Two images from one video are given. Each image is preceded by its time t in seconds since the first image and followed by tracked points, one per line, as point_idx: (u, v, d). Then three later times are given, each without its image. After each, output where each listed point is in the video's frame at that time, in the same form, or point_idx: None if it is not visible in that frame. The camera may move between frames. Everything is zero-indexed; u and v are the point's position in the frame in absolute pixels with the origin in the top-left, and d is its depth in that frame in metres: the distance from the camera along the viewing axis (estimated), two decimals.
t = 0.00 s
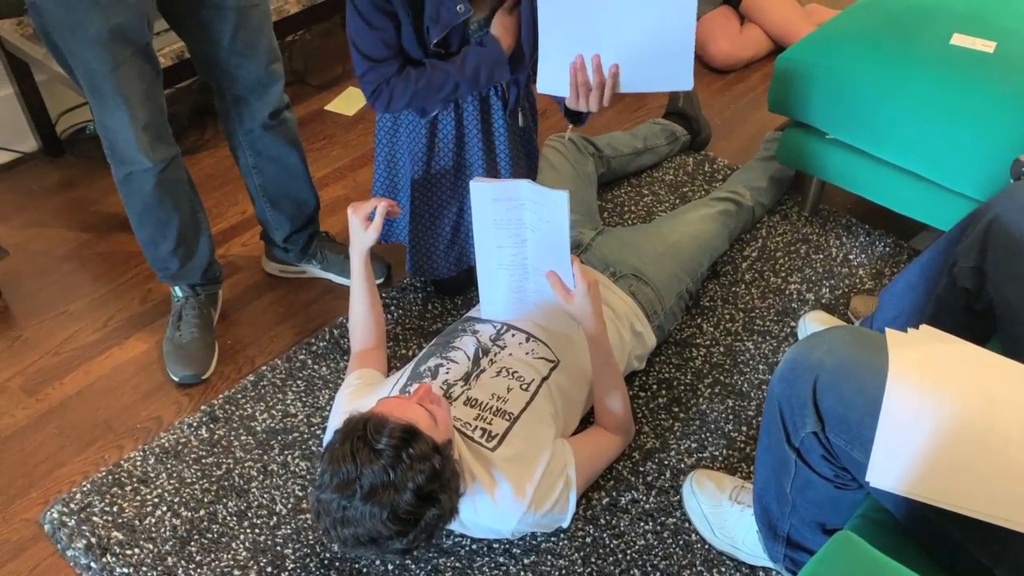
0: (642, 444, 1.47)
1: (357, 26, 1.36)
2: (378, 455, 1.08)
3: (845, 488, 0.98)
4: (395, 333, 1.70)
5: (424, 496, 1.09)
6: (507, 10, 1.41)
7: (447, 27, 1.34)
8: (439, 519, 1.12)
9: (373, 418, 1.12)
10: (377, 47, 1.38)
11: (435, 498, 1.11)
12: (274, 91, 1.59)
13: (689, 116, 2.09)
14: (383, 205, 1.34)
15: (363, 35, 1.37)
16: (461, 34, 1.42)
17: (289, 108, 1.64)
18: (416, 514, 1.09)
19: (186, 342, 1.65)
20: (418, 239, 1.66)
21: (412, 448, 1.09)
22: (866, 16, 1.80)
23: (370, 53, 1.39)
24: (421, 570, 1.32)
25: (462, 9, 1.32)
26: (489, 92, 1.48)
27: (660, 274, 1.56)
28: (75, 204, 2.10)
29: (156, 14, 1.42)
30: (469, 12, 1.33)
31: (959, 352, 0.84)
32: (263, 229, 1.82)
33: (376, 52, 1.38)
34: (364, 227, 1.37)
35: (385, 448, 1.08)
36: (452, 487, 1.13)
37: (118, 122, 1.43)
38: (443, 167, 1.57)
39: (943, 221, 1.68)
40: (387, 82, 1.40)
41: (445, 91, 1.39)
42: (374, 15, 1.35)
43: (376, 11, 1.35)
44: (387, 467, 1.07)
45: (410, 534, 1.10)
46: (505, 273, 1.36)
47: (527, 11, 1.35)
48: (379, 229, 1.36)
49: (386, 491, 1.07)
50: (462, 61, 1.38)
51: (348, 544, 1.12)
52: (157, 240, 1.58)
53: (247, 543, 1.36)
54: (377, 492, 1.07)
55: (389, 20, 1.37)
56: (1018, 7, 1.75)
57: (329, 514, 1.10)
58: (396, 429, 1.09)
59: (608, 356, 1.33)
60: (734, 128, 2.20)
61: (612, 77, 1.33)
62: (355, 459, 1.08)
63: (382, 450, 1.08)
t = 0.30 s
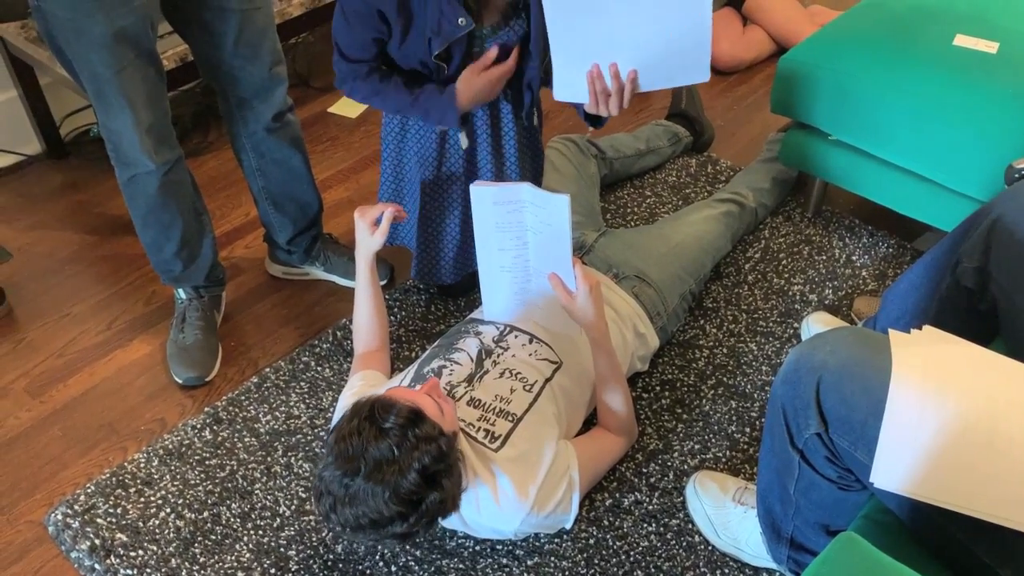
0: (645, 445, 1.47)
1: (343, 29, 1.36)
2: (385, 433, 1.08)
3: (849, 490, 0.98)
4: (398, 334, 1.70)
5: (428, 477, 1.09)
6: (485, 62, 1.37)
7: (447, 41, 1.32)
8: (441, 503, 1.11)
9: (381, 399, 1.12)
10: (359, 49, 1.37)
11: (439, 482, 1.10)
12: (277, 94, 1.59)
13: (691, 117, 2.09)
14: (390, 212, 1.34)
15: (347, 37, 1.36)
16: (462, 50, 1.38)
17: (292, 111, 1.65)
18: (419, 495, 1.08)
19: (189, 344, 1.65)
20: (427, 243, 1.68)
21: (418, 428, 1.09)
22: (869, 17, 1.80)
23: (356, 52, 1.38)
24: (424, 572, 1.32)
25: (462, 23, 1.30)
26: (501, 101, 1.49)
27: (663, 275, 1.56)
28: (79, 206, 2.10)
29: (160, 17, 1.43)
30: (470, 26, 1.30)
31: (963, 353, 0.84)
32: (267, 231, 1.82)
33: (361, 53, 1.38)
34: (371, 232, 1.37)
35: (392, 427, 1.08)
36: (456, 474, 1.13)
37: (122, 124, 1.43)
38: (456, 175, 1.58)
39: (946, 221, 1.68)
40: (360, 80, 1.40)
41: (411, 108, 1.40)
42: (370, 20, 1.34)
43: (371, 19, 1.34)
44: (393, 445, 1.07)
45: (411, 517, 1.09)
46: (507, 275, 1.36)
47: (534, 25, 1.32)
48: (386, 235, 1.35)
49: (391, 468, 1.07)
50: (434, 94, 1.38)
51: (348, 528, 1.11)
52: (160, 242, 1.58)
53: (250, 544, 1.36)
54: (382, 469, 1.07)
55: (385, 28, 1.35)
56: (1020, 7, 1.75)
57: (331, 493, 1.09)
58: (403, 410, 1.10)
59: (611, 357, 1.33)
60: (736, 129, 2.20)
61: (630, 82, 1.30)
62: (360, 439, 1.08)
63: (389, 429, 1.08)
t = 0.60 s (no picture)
0: (647, 447, 1.47)
1: (351, 24, 1.35)
2: (388, 429, 1.08)
3: (852, 492, 0.98)
4: (400, 337, 1.70)
5: (430, 473, 1.09)
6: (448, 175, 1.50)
7: (451, 58, 1.29)
8: (442, 500, 1.10)
9: (384, 395, 1.12)
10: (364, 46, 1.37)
11: (440, 479, 1.10)
12: (279, 96, 1.60)
13: (693, 119, 2.10)
14: (398, 221, 1.33)
15: (353, 34, 1.35)
16: (470, 71, 1.36)
17: (294, 113, 1.65)
18: (421, 491, 1.08)
19: (192, 346, 1.65)
20: (439, 252, 1.69)
21: (421, 424, 1.09)
22: (871, 19, 1.79)
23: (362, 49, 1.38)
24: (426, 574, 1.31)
25: (468, 42, 1.28)
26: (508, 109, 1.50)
27: (665, 277, 1.56)
28: (81, 208, 2.11)
29: (163, 19, 1.43)
30: (475, 46, 1.28)
31: (967, 355, 0.84)
32: (269, 233, 1.82)
33: (366, 50, 1.38)
34: (379, 241, 1.37)
35: (395, 423, 1.08)
36: (458, 472, 1.13)
37: (124, 126, 1.43)
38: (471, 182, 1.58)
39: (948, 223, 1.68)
40: (359, 77, 1.41)
41: (382, 136, 1.45)
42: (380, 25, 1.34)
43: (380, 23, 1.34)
44: (396, 440, 1.07)
45: (412, 514, 1.08)
46: (508, 277, 1.36)
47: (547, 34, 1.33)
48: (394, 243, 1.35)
49: (393, 463, 1.07)
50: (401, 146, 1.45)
51: (349, 525, 1.10)
52: (163, 244, 1.59)
53: (252, 547, 1.36)
54: (385, 463, 1.07)
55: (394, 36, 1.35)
56: (1023, 8, 1.75)
57: (333, 489, 1.09)
58: (406, 405, 1.10)
59: (613, 359, 1.33)
60: (738, 131, 2.20)
61: (642, 91, 1.31)
62: (363, 433, 1.08)
63: (392, 424, 1.08)
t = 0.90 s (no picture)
0: (649, 451, 1.47)
1: (361, 53, 1.35)
2: (391, 429, 1.08)
3: (853, 496, 0.97)
4: (401, 341, 1.70)
5: (434, 474, 1.08)
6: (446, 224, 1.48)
7: (454, 69, 1.31)
8: (445, 501, 1.10)
9: (387, 397, 1.13)
10: (376, 69, 1.38)
11: (443, 480, 1.10)
12: (280, 100, 1.60)
13: (694, 123, 2.10)
14: (401, 232, 1.33)
15: (363, 59, 1.36)
16: (473, 81, 1.37)
17: (296, 117, 1.66)
18: (424, 492, 1.08)
19: (193, 350, 1.66)
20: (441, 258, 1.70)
21: (424, 425, 1.10)
22: (871, 24, 1.79)
23: (371, 72, 1.39)
24: None
25: (470, 54, 1.29)
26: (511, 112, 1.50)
27: (666, 281, 1.56)
28: (84, 212, 2.11)
29: (165, 23, 1.44)
30: (477, 57, 1.30)
31: (970, 358, 0.84)
32: (270, 237, 1.83)
33: (376, 73, 1.39)
34: (380, 249, 1.37)
35: (399, 423, 1.09)
36: (461, 474, 1.13)
37: (126, 130, 1.43)
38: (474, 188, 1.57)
39: (950, 227, 1.68)
40: (371, 103, 1.42)
41: (398, 171, 1.45)
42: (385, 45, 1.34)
43: (386, 44, 1.34)
44: (399, 440, 1.07)
45: (415, 514, 1.08)
46: (508, 280, 1.36)
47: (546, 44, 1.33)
48: (395, 252, 1.35)
49: (397, 464, 1.07)
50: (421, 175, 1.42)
51: (352, 526, 1.10)
52: (164, 248, 1.59)
53: (254, 551, 1.36)
54: (388, 464, 1.07)
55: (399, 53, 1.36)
56: None
57: (335, 489, 1.09)
58: (410, 406, 1.11)
59: (614, 361, 1.33)
60: (739, 135, 2.20)
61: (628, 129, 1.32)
62: (366, 434, 1.08)
63: (396, 425, 1.09)
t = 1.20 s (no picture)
0: (651, 455, 1.47)
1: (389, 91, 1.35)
2: (395, 434, 1.08)
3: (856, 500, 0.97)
4: (404, 345, 1.70)
5: (438, 478, 1.09)
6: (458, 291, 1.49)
7: (464, 85, 1.29)
8: (450, 505, 1.11)
9: (390, 401, 1.13)
10: (403, 108, 1.37)
11: (448, 483, 1.10)
12: (283, 105, 1.60)
13: (696, 127, 2.10)
14: (401, 233, 1.33)
15: (392, 99, 1.36)
16: (485, 99, 1.34)
17: (298, 121, 1.66)
18: (429, 496, 1.08)
19: (195, 354, 1.66)
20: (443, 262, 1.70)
21: (427, 429, 1.10)
22: (873, 28, 1.80)
23: (398, 113, 1.38)
24: None
25: (479, 69, 1.27)
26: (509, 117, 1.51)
27: (669, 286, 1.56)
28: (87, 217, 2.12)
29: (168, 28, 1.44)
30: (486, 71, 1.28)
31: (972, 362, 0.84)
32: (273, 242, 1.83)
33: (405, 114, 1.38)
34: (383, 253, 1.37)
35: (402, 428, 1.09)
36: (464, 477, 1.13)
37: (129, 135, 1.44)
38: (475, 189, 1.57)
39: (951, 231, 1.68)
40: (402, 139, 1.41)
41: (437, 239, 1.45)
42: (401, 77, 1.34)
43: (403, 74, 1.33)
44: (403, 445, 1.07)
45: (420, 519, 1.08)
46: (511, 285, 1.36)
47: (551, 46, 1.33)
48: (397, 256, 1.34)
49: (401, 469, 1.07)
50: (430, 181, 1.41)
51: (356, 531, 1.10)
52: (167, 252, 1.59)
53: (256, 554, 1.36)
54: (392, 469, 1.07)
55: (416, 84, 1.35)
56: None
57: (339, 495, 1.09)
58: (412, 411, 1.11)
59: (616, 365, 1.33)
60: (741, 140, 2.21)
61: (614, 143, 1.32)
62: (370, 439, 1.08)
63: (398, 429, 1.09)
